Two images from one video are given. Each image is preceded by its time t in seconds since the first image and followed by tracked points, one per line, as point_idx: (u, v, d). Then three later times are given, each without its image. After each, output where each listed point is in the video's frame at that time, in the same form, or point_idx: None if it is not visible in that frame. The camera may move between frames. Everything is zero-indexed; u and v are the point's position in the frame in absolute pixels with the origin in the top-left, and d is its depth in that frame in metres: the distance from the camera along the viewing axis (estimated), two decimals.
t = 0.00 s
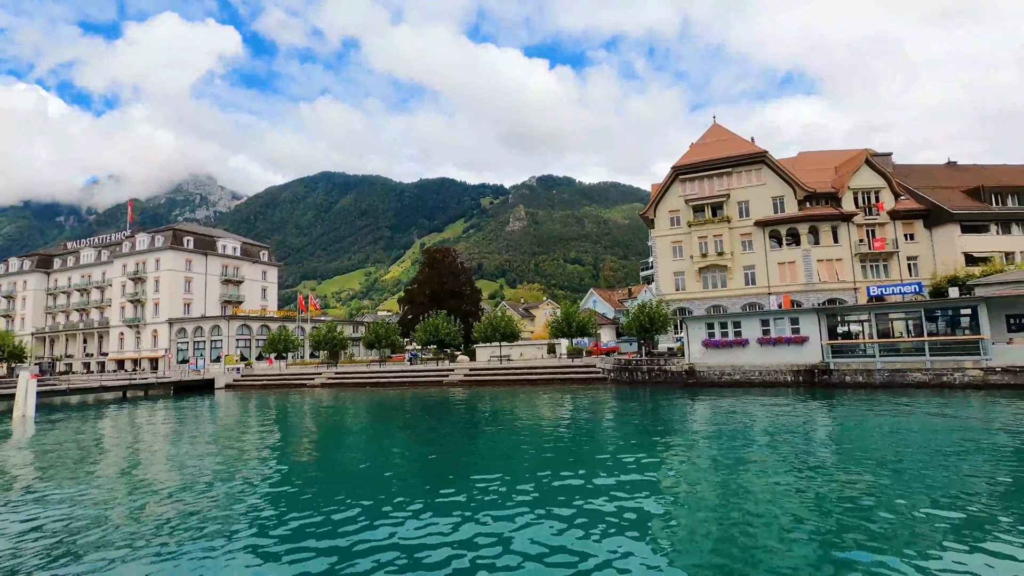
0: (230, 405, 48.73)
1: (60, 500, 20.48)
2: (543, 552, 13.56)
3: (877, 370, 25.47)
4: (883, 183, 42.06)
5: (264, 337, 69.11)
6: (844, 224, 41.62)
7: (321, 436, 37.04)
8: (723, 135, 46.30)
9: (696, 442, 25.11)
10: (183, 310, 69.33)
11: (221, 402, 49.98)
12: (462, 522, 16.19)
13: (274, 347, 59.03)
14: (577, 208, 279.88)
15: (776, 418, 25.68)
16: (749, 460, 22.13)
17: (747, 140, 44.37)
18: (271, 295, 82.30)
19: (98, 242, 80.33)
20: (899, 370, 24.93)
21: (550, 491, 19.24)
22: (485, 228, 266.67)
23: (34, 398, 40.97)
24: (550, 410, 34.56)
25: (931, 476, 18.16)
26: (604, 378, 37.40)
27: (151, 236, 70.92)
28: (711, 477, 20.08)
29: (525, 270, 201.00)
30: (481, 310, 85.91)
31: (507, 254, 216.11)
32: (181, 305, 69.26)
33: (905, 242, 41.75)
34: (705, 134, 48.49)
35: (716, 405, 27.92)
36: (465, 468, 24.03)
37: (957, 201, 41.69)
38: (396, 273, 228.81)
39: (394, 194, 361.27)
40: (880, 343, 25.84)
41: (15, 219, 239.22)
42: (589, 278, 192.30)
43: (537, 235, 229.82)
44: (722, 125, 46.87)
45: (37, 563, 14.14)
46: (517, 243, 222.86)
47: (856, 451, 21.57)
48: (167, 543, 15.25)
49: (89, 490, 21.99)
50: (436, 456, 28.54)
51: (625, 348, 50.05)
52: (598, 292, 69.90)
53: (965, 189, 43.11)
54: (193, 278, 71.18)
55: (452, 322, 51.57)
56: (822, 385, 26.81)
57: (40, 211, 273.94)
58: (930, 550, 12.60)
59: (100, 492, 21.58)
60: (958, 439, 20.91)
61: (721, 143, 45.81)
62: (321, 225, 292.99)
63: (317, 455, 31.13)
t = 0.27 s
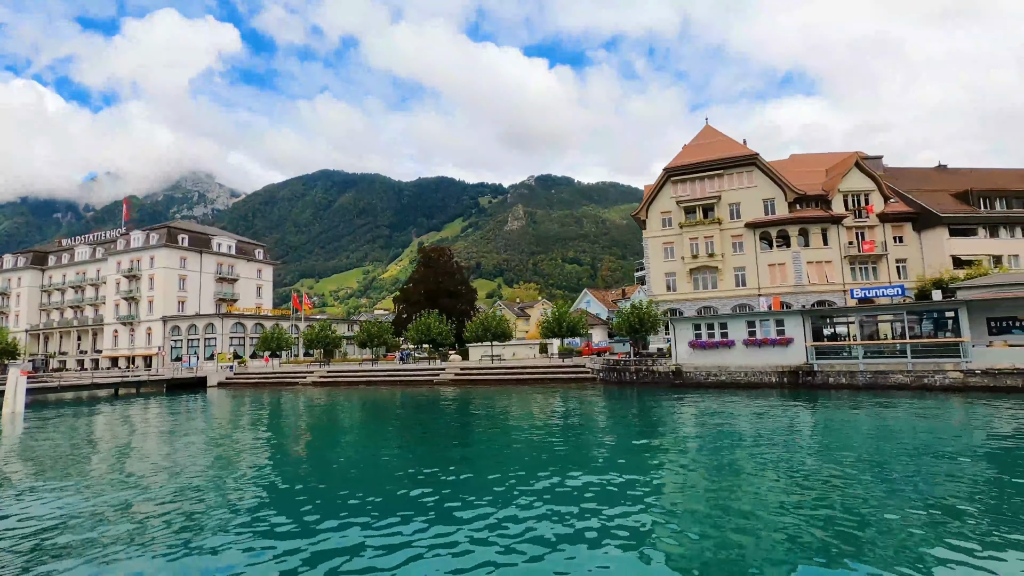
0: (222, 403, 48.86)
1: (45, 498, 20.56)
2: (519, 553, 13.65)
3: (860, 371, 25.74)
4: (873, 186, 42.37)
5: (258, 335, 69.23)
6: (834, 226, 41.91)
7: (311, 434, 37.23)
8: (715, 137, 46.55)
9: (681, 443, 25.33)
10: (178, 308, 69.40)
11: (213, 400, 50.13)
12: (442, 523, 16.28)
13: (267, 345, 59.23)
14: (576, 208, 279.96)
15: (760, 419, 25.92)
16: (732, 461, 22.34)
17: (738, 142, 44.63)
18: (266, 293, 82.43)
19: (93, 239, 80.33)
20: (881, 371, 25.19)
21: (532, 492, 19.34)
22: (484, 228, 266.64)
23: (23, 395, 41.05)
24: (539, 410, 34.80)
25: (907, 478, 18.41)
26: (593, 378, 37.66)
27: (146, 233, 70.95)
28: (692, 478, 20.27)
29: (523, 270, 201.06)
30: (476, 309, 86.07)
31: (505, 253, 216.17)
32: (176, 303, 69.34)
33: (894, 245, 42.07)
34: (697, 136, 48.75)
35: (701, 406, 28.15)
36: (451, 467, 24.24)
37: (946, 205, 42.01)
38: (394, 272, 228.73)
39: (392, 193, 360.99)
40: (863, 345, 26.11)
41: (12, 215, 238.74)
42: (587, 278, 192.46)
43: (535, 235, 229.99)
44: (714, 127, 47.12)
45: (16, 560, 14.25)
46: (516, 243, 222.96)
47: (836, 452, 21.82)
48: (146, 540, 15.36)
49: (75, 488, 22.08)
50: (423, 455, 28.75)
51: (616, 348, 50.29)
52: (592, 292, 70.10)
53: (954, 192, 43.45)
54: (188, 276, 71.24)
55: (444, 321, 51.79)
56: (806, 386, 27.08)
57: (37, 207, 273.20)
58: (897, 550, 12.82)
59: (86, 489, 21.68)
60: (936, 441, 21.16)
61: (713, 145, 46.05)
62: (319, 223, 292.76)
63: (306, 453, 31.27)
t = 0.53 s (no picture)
0: (216, 402, 48.98)
1: (32, 496, 20.65)
2: (506, 554, 13.63)
3: (844, 373, 25.98)
4: (863, 188, 42.65)
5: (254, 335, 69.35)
6: (825, 228, 42.17)
7: (303, 433, 37.39)
8: (707, 139, 46.80)
9: (667, 443, 25.54)
10: (173, 307, 69.51)
11: (206, 399, 50.27)
12: (428, 523, 16.28)
13: (261, 344, 59.43)
14: (576, 208, 279.91)
15: (746, 419, 26.16)
16: (718, 461, 22.48)
17: (731, 144, 44.88)
18: (261, 292, 82.63)
19: (89, 238, 80.40)
20: (865, 373, 25.43)
21: (521, 493, 19.33)
22: (483, 227, 266.61)
23: (14, 394, 41.13)
24: (529, 410, 34.98)
25: (888, 478, 18.56)
26: (584, 378, 37.91)
27: (141, 232, 71.02)
28: (678, 478, 20.37)
29: (522, 270, 201.06)
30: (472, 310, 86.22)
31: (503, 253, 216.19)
32: (171, 302, 69.43)
33: (884, 247, 42.34)
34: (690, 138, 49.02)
35: (688, 406, 28.38)
36: (440, 466, 24.33)
37: (935, 207, 42.33)
38: (392, 271, 228.70)
39: (392, 192, 360.83)
40: (848, 347, 26.38)
41: (10, 212, 238.35)
42: (586, 278, 192.48)
43: (534, 235, 230.17)
44: (707, 130, 47.39)
45: None
46: (514, 243, 222.99)
47: (821, 453, 21.98)
48: (131, 539, 15.37)
49: (63, 486, 22.18)
50: (412, 455, 28.90)
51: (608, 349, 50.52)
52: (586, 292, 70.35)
53: (943, 195, 43.74)
54: (183, 275, 71.35)
55: (437, 321, 52.03)
56: (792, 387, 27.31)
57: (35, 205, 272.69)
58: (877, 551, 12.90)
59: (74, 488, 21.78)
60: (916, 442, 21.39)
61: (705, 147, 46.32)
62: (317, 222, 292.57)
63: (296, 452, 31.41)
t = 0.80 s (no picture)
0: (209, 401, 49.07)
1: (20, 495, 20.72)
2: (488, 554, 13.67)
3: (828, 374, 26.22)
4: (854, 191, 42.91)
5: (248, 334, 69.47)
6: (815, 230, 42.43)
7: (294, 433, 37.53)
8: (700, 140, 47.04)
9: (654, 443, 25.72)
10: (168, 306, 69.59)
11: (200, 398, 50.39)
12: (413, 523, 16.31)
13: (255, 344, 59.63)
14: (575, 208, 279.89)
15: (731, 420, 26.36)
16: (704, 461, 22.62)
17: (723, 147, 45.13)
18: (257, 292, 82.77)
19: (84, 237, 80.45)
20: (849, 374, 25.68)
21: (508, 493, 19.38)
22: (482, 227, 266.60)
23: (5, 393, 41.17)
24: (519, 410, 35.16)
25: (868, 479, 18.73)
26: (574, 379, 38.14)
27: (137, 231, 71.09)
28: (664, 479, 20.47)
29: (521, 269, 201.09)
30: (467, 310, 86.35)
31: (502, 253, 216.22)
32: (166, 301, 69.49)
33: (874, 249, 42.60)
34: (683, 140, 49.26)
35: (675, 407, 28.60)
36: (428, 466, 24.42)
37: (925, 210, 42.62)
38: (391, 270, 228.67)
39: (391, 191, 360.70)
40: (833, 349, 26.66)
41: (8, 210, 238.01)
42: (584, 278, 192.49)
43: (533, 235, 230.21)
44: (700, 132, 47.63)
45: None
46: (513, 243, 223.01)
47: (803, 454, 22.17)
48: (115, 539, 15.44)
49: (51, 485, 22.26)
50: (401, 454, 29.06)
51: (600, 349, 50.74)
52: (581, 293, 70.57)
53: (933, 198, 44.01)
54: (178, 274, 71.42)
55: (430, 321, 52.28)
56: (777, 388, 27.53)
57: (33, 203, 272.28)
58: (853, 552, 13.01)
59: (62, 487, 21.87)
60: (898, 443, 21.60)
61: (698, 149, 46.56)
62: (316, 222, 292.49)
63: (287, 451, 31.54)
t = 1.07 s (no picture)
0: (202, 399, 49.14)
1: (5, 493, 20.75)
2: (470, 554, 13.68)
3: (812, 374, 26.46)
4: (844, 192, 43.17)
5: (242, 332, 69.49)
6: (805, 231, 42.69)
7: (285, 430, 37.66)
8: (692, 141, 47.21)
9: (640, 442, 25.91)
10: (162, 304, 69.56)
11: (193, 395, 50.49)
12: (399, 522, 16.33)
13: (247, 342, 59.75)
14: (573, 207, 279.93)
15: (717, 419, 26.58)
16: (690, 460, 22.78)
17: (715, 147, 45.32)
18: (252, 290, 82.81)
19: (78, 234, 80.32)
20: (832, 374, 25.94)
21: (495, 492, 19.42)
22: (480, 226, 266.56)
23: None
24: (509, 409, 35.36)
25: (849, 478, 18.94)
26: (564, 378, 38.37)
27: (131, 228, 71.01)
28: (649, 478, 20.59)
29: (519, 269, 201.11)
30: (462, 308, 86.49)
31: (500, 252, 216.22)
32: (160, 298, 69.49)
33: (864, 251, 42.85)
34: (676, 140, 49.45)
35: (661, 406, 28.81)
36: (417, 464, 24.50)
37: (914, 212, 42.93)
38: (388, 269, 228.48)
39: (389, 190, 360.39)
40: (817, 349, 26.91)
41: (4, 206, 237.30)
42: (582, 278, 192.59)
43: (531, 234, 230.24)
44: (692, 132, 47.82)
45: None
46: (512, 242, 223.00)
47: (786, 453, 22.38)
48: (97, 537, 15.49)
49: (38, 483, 22.29)
50: (389, 453, 29.21)
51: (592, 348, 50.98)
52: (574, 293, 70.81)
53: (923, 200, 44.26)
54: (172, 272, 71.39)
55: (422, 319, 52.48)
56: (762, 388, 27.76)
57: (29, 199, 271.30)
58: (830, 551, 13.15)
59: (48, 485, 21.90)
60: (879, 443, 21.81)
61: (690, 149, 46.76)
62: (313, 220, 292.14)
63: (276, 450, 31.67)
